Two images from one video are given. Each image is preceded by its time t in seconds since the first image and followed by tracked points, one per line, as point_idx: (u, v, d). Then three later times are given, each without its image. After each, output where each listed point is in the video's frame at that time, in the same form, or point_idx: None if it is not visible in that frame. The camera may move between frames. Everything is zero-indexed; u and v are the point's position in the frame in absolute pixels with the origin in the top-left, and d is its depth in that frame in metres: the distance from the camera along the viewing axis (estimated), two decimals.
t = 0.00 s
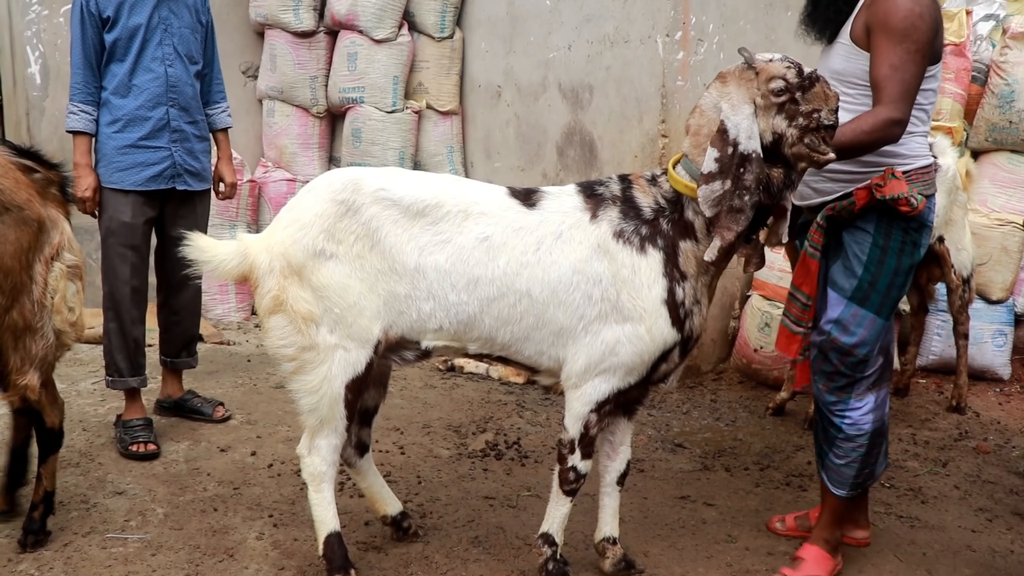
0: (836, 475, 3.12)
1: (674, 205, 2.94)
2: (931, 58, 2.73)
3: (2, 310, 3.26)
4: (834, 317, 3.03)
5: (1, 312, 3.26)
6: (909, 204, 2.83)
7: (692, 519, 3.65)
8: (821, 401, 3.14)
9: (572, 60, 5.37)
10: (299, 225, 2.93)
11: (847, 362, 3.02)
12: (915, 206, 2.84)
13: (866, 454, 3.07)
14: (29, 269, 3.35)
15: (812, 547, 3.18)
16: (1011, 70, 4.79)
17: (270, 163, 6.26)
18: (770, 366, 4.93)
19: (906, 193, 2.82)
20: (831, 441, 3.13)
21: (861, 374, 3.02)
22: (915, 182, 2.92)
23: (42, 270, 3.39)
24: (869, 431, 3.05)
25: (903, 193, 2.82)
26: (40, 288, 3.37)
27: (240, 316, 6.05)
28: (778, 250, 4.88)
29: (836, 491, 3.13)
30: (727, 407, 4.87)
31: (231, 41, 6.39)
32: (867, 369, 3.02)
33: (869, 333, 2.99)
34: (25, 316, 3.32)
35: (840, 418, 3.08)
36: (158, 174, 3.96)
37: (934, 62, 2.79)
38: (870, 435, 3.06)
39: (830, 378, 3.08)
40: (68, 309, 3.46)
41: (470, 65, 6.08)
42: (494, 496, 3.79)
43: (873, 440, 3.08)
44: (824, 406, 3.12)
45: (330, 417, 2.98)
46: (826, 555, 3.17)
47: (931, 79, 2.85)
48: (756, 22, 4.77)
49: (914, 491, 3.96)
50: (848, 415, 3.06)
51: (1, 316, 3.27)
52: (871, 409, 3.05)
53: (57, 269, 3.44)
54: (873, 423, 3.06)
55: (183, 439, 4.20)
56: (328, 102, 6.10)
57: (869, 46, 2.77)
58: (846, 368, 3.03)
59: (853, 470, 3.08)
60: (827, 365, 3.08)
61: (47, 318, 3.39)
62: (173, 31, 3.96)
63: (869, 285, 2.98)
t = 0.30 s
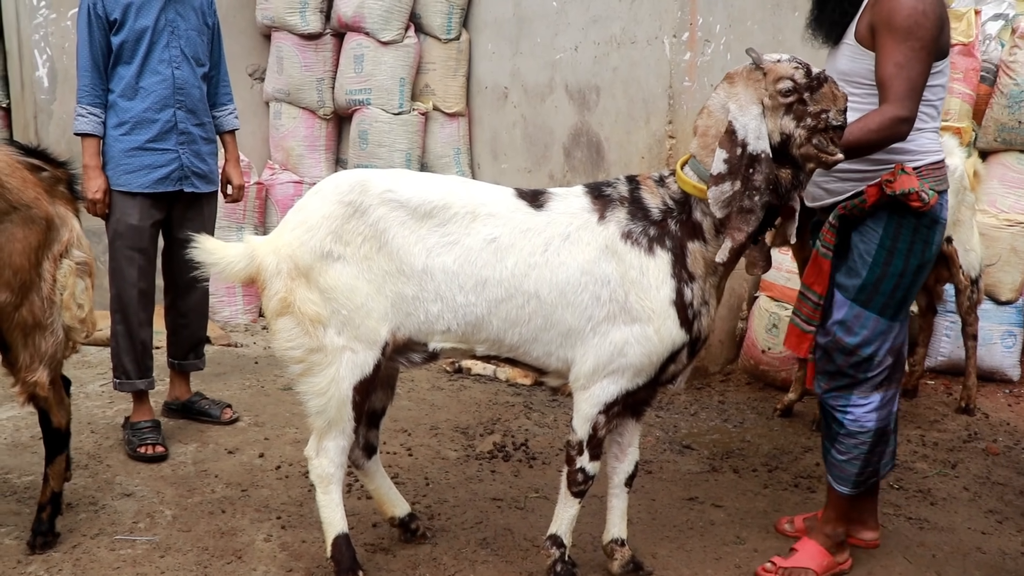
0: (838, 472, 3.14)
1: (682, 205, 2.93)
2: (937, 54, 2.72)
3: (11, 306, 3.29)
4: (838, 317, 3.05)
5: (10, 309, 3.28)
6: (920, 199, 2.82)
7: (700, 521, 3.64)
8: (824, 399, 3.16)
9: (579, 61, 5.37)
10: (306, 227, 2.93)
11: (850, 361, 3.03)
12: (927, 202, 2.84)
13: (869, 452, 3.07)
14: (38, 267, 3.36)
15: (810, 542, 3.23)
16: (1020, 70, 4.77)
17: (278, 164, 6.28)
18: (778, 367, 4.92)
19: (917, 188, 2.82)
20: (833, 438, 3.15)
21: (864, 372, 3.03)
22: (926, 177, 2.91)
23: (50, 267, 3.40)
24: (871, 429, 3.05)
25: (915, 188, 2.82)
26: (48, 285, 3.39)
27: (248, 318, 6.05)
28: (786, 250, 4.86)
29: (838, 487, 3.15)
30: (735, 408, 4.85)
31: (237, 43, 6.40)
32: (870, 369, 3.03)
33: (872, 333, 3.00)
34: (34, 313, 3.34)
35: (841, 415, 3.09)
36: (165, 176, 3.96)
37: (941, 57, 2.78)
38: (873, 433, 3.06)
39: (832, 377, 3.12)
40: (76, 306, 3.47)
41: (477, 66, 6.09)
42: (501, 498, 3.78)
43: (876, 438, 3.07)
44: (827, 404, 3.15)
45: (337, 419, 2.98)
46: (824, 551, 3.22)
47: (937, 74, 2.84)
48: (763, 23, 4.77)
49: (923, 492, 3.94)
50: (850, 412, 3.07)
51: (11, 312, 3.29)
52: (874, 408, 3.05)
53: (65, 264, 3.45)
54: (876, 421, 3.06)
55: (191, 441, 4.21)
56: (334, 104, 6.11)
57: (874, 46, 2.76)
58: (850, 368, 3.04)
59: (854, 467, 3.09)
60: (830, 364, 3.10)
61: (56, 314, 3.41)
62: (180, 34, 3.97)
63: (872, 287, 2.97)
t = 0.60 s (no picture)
0: (857, 473, 3.13)
1: (686, 205, 2.93)
2: (939, 52, 2.74)
3: (15, 307, 3.29)
4: (852, 315, 3.04)
5: (14, 309, 3.29)
6: (934, 197, 2.82)
7: (705, 522, 3.63)
8: (841, 400, 3.15)
9: (582, 62, 5.36)
10: (309, 229, 2.93)
11: (867, 360, 3.02)
12: (940, 199, 2.84)
13: (887, 454, 3.06)
14: (40, 267, 3.36)
15: (839, 533, 3.26)
16: None
17: (280, 166, 6.27)
18: (782, 367, 4.90)
19: (930, 187, 2.82)
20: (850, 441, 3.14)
21: (881, 372, 3.02)
22: (938, 176, 2.91)
23: (52, 266, 3.40)
24: (889, 431, 3.04)
25: (928, 187, 2.82)
26: (51, 284, 3.39)
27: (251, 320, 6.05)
28: (790, 250, 4.85)
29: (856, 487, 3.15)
30: (739, 408, 4.84)
31: (240, 45, 6.41)
32: (886, 368, 3.02)
33: (886, 330, 2.99)
34: (38, 313, 3.35)
35: (860, 418, 3.08)
36: (167, 178, 3.96)
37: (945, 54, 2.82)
38: (891, 435, 3.05)
39: (848, 377, 3.09)
40: (78, 305, 3.48)
41: (479, 67, 6.08)
42: (505, 499, 3.78)
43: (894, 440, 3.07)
44: (844, 405, 3.13)
45: (341, 422, 2.97)
46: (853, 542, 3.24)
47: (941, 71, 2.86)
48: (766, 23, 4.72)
49: (929, 492, 3.93)
50: (868, 415, 3.06)
51: (14, 312, 3.29)
52: (891, 409, 3.04)
53: (67, 264, 3.45)
54: (894, 422, 3.05)
55: (195, 444, 4.20)
56: (337, 105, 6.10)
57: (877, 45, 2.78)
58: (865, 366, 3.03)
59: (873, 468, 3.08)
60: (845, 364, 3.08)
61: (59, 314, 3.41)
62: (182, 36, 3.97)
63: (886, 284, 2.97)
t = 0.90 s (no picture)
0: (861, 468, 3.12)
1: (689, 205, 2.92)
2: (945, 50, 2.74)
3: (21, 308, 3.29)
4: (858, 310, 3.02)
5: (19, 310, 3.29)
6: (942, 195, 2.81)
7: (709, 523, 3.62)
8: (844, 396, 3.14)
9: (585, 62, 5.36)
10: (310, 230, 2.92)
11: (870, 356, 3.01)
12: (949, 197, 2.83)
13: (891, 449, 3.06)
14: (46, 269, 3.36)
15: (832, 534, 3.26)
16: None
17: (283, 168, 6.26)
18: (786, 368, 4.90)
19: (937, 185, 2.80)
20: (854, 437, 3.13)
21: (886, 367, 3.02)
22: (945, 174, 2.94)
23: (57, 268, 3.40)
24: (893, 427, 3.04)
25: (935, 185, 2.80)
26: (56, 286, 3.39)
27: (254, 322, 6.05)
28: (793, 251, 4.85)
29: (859, 482, 3.13)
30: (743, 409, 4.83)
31: (243, 47, 6.41)
32: (889, 362, 3.01)
33: (892, 325, 2.97)
34: (44, 314, 3.35)
35: (864, 413, 3.08)
36: (169, 181, 3.96)
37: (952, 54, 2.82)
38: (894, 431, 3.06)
39: (853, 372, 3.07)
40: (84, 306, 3.48)
41: (482, 68, 6.07)
42: (509, 501, 3.77)
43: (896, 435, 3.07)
44: (849, 399, 3.12)
45: (344, 424, 2.97)
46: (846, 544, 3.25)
47: (947, 70, 2.86)
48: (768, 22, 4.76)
49: (933, 493, 3.91)
50: (873, 410, 3.06)
51: (20, 313, 3.30)
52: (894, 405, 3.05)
53: (72, 266, 3.45)
54: (898, 418, 3.06)
55: (198, 446, 4.20)
56: (340, 107, 6.10)
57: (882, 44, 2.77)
58: (870, 361, 3.01)
59: (877, 463, 3.08)
60: (849, 360, 3.07)
61: (64, 316, 3.41)
62: (183, 38, 3.96)
63: (894, 279, 2.95)
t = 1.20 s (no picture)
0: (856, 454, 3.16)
1: (690, 206, 2.91)
2: (950, 49, 2.74)
3: (24, 309, 3.30)
4: (850, 303, 3.01)
5: (22, 311, 3.30)
6: (942, 193, 2.82)
7: (711, 524, 3.61)
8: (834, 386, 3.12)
9: (586, 63, 5.36)
10: (310, 232, 2.92)
11: (862, 347, 2.99)
12: (949, 195, 2.83)
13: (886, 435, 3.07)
14: (48, 270, 3.36)
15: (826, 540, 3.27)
16: None
17: (284, 169, 6.27)
18: (786, 369, 4.93)
19: (938, 183, 2.81)
20: (848, 424, 3.14)
21: (875, 361, 3.01)
22: (945, 173, 2.93)
23: (60, 269, 3.40)
24: (886, 415, 3.04)
25: (935, 183, 2.81)
26: (58, 287, 3.39)
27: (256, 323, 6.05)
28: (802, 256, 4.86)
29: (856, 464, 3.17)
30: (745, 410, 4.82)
31: (244, 48, 6.41)
32: (880, 356, 3.00)
33: (882, 319, 2.97)
34: (46, 315, 3.35)
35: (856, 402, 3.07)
36: (171, 181, 3.96)
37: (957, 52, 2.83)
38: (889, 418, 3.05)
39: (841, 367, 3.05)
40: (86, 307, 3.48)
41: (483, 69, 6.07)
42: (510, 502, 3.76)
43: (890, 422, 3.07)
44: (838, 389, 3.11)
45: (344, 426, 2.97)
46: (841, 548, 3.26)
47: (952, 68, 2.87)
48: (770, 24, 4.81)
49: (934, 494, 3.91)
50: (865, 400, 3.05)
51: (23, 315, 3.30)
52: (886, 394, 3.03)
53: (75, 267, 3.45)
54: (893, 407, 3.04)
55: (199, 447, 4.20)
56: (341, 107, 6.10)
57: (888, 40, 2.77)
58: (860, 355, 3.00)
59: (871, 450, 3.11)
60: (838, 350, 3.04)
61: (66, 317, 3.41)
62: (185, 39, 3.96)
63: (889, 272, 2.95)
